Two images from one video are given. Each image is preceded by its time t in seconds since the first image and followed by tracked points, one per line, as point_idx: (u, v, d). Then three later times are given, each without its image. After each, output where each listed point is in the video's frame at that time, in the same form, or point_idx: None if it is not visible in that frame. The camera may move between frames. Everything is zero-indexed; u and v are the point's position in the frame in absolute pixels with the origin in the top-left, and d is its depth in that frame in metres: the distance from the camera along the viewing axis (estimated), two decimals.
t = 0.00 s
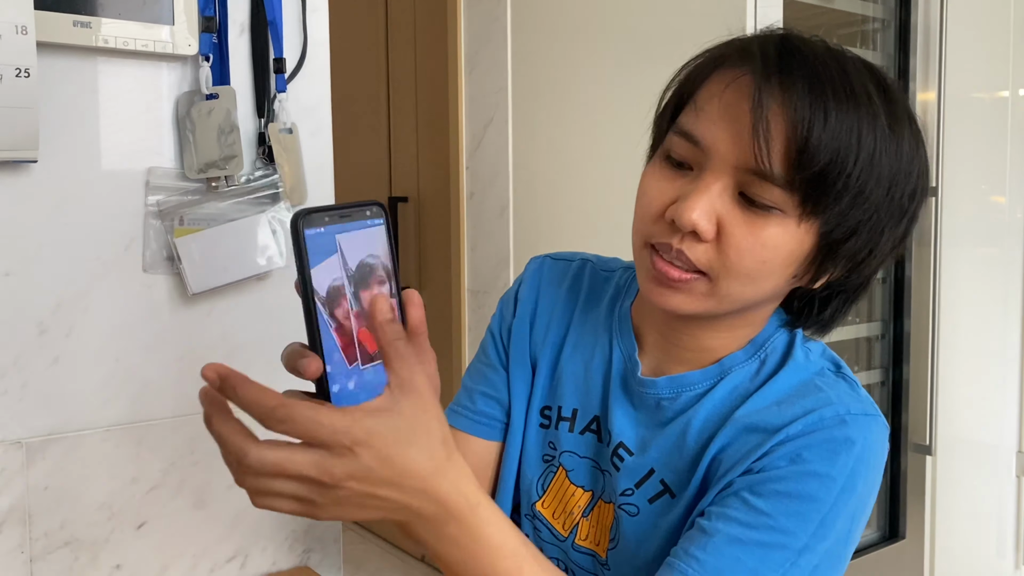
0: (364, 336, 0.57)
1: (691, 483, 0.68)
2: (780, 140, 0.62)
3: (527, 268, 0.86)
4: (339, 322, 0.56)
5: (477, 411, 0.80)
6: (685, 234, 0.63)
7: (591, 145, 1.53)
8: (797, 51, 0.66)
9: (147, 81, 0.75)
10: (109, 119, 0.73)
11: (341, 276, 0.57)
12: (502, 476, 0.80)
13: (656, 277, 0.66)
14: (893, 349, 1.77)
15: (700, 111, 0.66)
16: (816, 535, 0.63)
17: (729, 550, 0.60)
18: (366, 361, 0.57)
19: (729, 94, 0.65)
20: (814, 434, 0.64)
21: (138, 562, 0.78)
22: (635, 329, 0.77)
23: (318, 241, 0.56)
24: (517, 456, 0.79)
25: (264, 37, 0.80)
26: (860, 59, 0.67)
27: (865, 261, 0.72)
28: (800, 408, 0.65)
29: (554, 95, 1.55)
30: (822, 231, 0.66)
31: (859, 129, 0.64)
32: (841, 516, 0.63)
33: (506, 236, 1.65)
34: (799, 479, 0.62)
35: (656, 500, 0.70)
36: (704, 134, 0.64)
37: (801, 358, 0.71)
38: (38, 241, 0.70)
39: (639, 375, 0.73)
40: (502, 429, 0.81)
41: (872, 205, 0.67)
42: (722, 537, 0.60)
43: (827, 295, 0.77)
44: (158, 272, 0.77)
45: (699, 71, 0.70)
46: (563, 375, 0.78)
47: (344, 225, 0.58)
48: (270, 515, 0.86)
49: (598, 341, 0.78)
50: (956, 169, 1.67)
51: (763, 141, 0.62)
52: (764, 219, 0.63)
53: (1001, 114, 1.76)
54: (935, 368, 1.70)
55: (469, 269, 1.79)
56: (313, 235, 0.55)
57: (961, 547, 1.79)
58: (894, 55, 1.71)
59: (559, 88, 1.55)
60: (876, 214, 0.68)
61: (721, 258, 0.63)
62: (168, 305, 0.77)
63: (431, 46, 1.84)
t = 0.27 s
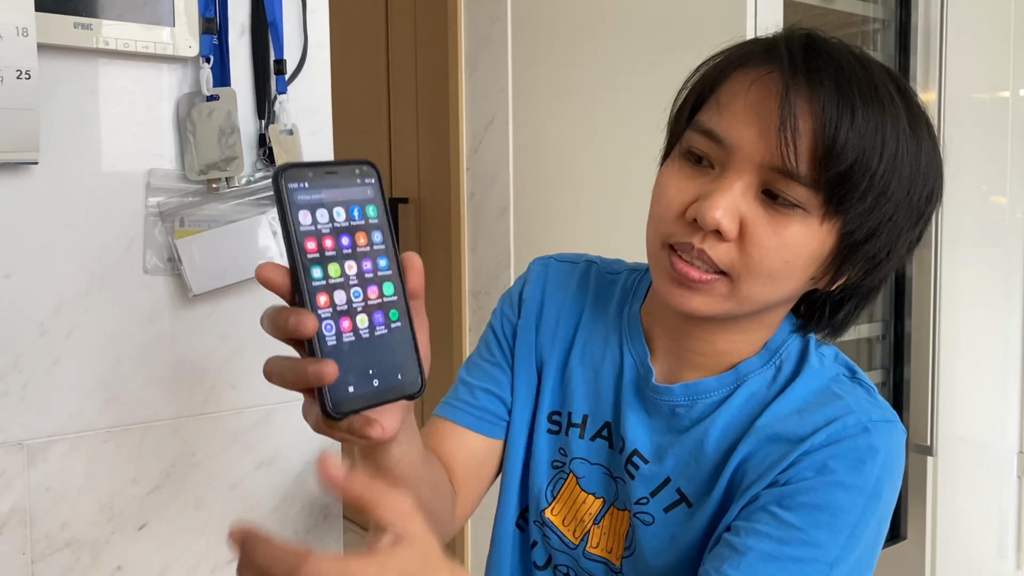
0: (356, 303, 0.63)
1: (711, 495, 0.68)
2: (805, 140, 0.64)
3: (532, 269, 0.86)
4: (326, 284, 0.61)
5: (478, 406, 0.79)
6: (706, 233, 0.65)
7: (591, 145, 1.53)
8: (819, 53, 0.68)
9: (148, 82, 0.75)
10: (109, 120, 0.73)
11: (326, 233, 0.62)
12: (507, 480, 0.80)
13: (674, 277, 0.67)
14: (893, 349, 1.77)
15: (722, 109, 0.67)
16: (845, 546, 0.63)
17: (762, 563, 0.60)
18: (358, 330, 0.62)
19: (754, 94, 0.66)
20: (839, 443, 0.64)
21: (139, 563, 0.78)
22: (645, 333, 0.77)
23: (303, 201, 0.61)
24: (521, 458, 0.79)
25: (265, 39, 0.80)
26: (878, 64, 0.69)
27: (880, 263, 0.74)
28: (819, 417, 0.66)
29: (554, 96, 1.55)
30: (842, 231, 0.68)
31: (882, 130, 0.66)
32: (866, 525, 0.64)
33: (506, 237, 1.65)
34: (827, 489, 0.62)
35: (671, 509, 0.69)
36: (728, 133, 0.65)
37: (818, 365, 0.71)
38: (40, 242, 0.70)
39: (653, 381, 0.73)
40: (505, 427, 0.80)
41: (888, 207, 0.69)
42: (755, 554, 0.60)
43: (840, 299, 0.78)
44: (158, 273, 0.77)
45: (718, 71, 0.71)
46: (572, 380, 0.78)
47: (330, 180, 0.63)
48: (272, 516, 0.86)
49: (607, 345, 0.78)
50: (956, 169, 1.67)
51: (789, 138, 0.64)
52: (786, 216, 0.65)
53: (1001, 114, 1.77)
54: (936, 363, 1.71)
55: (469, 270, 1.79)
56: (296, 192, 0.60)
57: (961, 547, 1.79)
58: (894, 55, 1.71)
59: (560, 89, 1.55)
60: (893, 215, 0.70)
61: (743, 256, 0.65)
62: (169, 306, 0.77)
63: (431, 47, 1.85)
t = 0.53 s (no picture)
0: (385, 257, 0.48)
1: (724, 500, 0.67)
2: (845, 151, 0.65)
3: (537, 258, 0.83)
4: (345, 230, 0.47)
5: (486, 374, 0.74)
6: (742, 243, 0.63)
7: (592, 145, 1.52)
8: (854, 62, 0.68)
9: (148, 84, 0.75)
10: (109, 122, 0.73)
11: (353, 168, 0.48)
12: (507, 474, 0.78)
13: (702, 285, 0.65)
14: (894, 350, 1.77)
15: (756, 115, 0.66)
16: (857, 550, 0.63)
17: (777, 568, 0.60)
18: (384, 290, 0.47)
19: (793, 101, 0.65)
20: (852, 448, 0.64)
21: (139, 565, 0.78)
22: (650, 335, 0.75)
23: (324, 126, 0.48)
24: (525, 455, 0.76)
25: (265, 41, 0.80)
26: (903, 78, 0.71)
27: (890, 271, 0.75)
28: (832, 421, 0.65)
29: (555, 98, 1.55)
30: (865, 241, 0.69)
31: (909, 143, 0.68)
32: (876, 530, 0.64)
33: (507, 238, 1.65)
34: (841, 493, 0.62)
35: (680, 515, 0.68)
36: (766, 140, 0.65)
37: (824, 368, 0.71)
38: (40, 245, 0.70)
39: (663, 390, 0.71)
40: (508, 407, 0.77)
41: (908, 217, 0.71)
42: (771, 559, 0.60)
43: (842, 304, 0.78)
44: (158, 275, 0.77)
45: (744, 73, 0.70)
46: (578, 380, 0.76)
47: (372, 108, 0.50)
48: (272, 518, 0.85)
49: (613, 345, 0.76)
50: (957, 170, 1.67)
51: (832, 148, 0.64)
52: (819, 226, 0.65)
53: (1002, 114, 1.77)
54: (937, 360, 1.70)
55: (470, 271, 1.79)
56: (316, 116, 0.48)
57: (963, 548, 1.79)
58: (895, 56, 1.71)
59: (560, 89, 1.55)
60: (910, 225, 0.72)
61: (778, 266, 0.64)
62: (169, 308, 0.77)
63: (432, 49, 1.85)
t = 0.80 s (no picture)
0: (502, 289, 0.49)
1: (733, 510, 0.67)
2: (855, 153, 0.66)
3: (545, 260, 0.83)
4: (454, 249, 0.48)
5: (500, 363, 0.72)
6: (753, 246, 0.63)
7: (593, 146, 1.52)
8: (863, 66, 0.69)
9: (148, 88, 0.76)
10: (109, 125, 0.73)
11: (468, 173, 0.50)
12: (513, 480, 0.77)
13: (709, 290, 0.65)
14: (895, 350, 1.77)
15: (765, 117, 0.67)
16: (864, 555, 0.63)
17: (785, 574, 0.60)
18: (496, 331, 0.48)
19: (804, 102, 0.66)
20: (859, 454, 0.64)
21: (140, 567, 0.78)
22: (653, 340, 0.75)
23: (434, 117, 0.50)
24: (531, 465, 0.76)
25: (265, 44, 0.80)
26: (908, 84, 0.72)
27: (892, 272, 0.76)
28: (839, 427, 0.66)
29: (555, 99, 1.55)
30: (871, 243, 0.70)
31: (916, 144, 0.69)
32: (883, 535, 0.64)
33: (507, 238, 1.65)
34: (848, 497, 0.62)
35: (687, 526, 0.68)
36: (777, 141, 0.65)
37: (829, 373, 0.71)
38: (41, 249, 0.70)
39: (670, 400, 0.71)
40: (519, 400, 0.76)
41: (914, 220, 0.72)
42: (774, 564, 0.60)
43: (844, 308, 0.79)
44: (159, 277, 0.77)
45: (752, 74, 0.70)
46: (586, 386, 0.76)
47: (498, 102, 0.51)
48: (273, 520, 0.85)
49: (619, 351, 0.76)
50: (957, 170, 1.68)
51: (845, 148, 0.65)
52: (829, 228, 0.66)
53: (1002, 115, 1.77)
54: (937, 362, 1.70)
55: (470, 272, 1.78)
56: (424, 104, 0.49)
57: (964, 548, 1.79)
58: (895, 56, 1.71)
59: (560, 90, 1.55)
60: (914, 227, 0.73)
61: (788, 269, 0.64)
62: (169, 310, 0.77)
63: (432, 50, 1.85)
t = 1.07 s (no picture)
0: (499, 302, 0.54)
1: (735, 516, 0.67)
2: (848, 158, 0.65)
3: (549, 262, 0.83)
4: (448, 256, 0.53)
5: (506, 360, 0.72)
6: (745, 252, 0.63)
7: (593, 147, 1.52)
8: (859, 69, 0.68)
9: (149, 90, 0.76)
10: (110, 128, 0.73)
11: (468, 180, 0.54)
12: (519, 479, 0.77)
13: (704, 296, 0.65)
14: (896, 351, 1.77)
15: (759, 121, 0.66)
16: (866, 560, 0.63)
17: None
18: (490, 345, 0.53)
19: (796, 106, 0.66)
20: (862, 459, 0.64)
21: (142, 569, 0.78)
22: (655, 344, 0.75)
23: (438, 122, 0.54)
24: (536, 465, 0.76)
25: (265, 46, 0.81)
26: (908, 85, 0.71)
27: (893, 275, 0.76)
28: (841, 432, 0.66)
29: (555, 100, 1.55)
30: (869, 247, 0.70)
31: (915, 146, 0.68)
32: (885, 540, 0.64)
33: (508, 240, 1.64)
34: (851, 503, 0.62)
35: (690, 531, 0.68)
36: (769, 146, 0.65)
37: (831, 376, 0.71)
38: (42, 251, 0.70)
39: (672, 404, 0.71)
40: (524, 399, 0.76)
41: (912, 224, 0.71)
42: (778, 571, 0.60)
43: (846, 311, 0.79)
44: (160, 280, 0.77)
45: (747, 78, 0.70)
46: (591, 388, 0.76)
47: (503, 111, 0.55)
48: (275, 522, 0.85)
49: (624, 354, 0.76)
50: (958, 169, 1.67)
51: (837, 153, 0.64)
52: (824, 233, 0.66)
53: (1003, 114, 1.77)
54: (937, 363, 1.70)
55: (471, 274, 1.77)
56: (426, 105, 0.53)
57: (966, 549, 1.78)
58: (896, 57, 1.72)
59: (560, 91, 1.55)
60: (914, 230, 0.72)
61: (782, 274, 0.64)
62: (170, 312, 0.78)
63: (433, 51, 1.85)
